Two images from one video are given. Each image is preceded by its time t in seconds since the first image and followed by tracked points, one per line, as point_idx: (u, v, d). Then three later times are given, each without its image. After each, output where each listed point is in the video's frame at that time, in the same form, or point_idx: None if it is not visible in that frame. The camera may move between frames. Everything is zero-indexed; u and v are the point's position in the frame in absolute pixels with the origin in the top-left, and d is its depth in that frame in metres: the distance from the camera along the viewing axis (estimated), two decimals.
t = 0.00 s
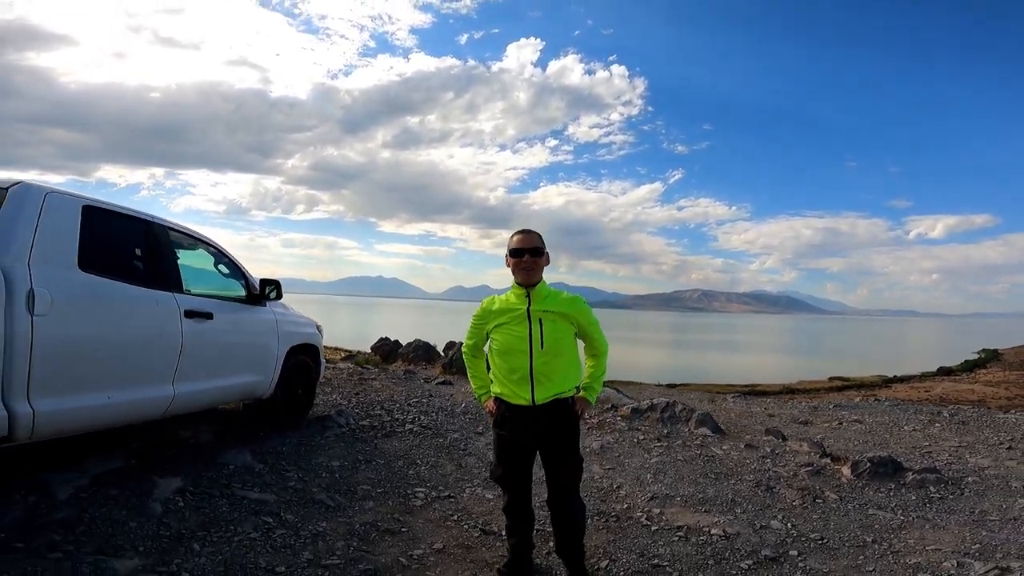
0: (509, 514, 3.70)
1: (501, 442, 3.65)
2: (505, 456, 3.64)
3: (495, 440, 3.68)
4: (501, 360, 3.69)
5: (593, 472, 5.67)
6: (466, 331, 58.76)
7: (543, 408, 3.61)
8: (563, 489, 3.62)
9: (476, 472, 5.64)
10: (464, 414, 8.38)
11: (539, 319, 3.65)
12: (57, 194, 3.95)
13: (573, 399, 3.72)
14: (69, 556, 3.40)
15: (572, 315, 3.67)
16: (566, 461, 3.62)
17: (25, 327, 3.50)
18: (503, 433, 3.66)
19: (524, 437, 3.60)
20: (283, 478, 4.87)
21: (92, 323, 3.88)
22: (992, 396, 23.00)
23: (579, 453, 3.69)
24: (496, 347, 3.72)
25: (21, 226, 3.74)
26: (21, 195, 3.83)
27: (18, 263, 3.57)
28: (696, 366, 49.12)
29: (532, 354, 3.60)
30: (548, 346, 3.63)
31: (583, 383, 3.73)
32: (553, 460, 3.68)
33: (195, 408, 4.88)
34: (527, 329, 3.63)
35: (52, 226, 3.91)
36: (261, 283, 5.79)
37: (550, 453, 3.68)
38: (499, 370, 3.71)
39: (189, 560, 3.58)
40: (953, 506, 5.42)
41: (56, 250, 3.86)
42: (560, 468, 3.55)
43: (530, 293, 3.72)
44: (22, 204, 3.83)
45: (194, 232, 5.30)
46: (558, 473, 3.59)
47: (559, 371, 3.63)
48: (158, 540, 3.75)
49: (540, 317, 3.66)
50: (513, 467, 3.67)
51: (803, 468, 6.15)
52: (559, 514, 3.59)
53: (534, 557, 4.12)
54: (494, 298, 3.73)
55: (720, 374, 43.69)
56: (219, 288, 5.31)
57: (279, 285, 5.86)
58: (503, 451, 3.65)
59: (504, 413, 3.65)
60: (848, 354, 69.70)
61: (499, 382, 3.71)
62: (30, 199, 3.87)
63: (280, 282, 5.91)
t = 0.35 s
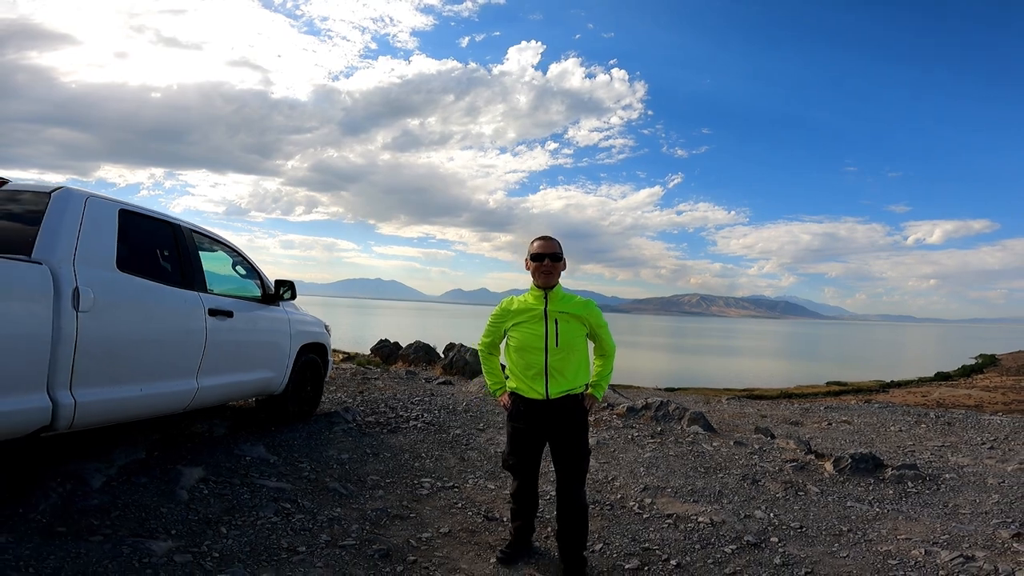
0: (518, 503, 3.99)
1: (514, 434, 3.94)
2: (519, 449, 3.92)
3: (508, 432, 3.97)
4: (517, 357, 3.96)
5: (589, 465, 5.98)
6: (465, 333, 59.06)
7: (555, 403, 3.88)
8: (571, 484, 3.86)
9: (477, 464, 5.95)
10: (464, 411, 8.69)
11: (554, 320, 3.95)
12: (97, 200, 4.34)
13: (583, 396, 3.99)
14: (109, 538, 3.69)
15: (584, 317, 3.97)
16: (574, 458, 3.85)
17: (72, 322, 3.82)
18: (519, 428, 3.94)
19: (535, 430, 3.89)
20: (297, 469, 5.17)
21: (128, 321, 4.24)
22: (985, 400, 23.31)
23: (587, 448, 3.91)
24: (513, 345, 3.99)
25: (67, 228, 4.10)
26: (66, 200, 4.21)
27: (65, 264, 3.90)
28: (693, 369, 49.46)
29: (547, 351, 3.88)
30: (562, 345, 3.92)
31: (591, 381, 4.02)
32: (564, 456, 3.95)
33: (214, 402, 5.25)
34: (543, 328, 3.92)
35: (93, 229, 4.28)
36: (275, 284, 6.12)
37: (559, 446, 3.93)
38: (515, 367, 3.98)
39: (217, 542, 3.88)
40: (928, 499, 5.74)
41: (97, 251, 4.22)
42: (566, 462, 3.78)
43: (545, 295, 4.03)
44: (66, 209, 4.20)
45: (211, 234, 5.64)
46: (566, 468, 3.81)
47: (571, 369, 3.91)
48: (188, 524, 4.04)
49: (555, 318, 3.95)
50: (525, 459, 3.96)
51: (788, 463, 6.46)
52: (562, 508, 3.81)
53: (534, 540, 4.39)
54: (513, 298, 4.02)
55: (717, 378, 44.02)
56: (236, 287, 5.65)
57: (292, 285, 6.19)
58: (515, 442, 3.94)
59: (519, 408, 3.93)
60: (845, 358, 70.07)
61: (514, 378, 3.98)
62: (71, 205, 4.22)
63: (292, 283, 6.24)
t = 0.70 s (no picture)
0: (508, 504, 4.14)
1: (516, 440, 4.08)
2: (520, 454, 4.05)
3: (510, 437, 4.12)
4: (525, 365, 4.11)
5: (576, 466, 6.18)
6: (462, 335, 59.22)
7: (557, 413, 4.01)
8: (565, 492, 4.02)
9: (469, 464, 6.16)
10: (458, 413, 8.88)
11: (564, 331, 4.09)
12: (107, 208, 4.56)
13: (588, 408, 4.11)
14: (115, 531, 3.88)
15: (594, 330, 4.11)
16: (573, 468, 4.01)
17: (83, 326, 4.05)
18: (521, 433, 4.08)
19: (536, 438, 4.04)
20: (294, 467, 5.37)
21: (135, 324, 4.46)
22: (974, 406, 23.58)
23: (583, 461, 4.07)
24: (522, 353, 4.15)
25: (78, 236, 4.32)
26: (77, 209, 4.43)
27: (77, 270, 4.13)
28: (688, 373, 49.72)
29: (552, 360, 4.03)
30: (569, 355, 4.06)
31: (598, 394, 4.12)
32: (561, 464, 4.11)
33: (214, 401, 5.46)
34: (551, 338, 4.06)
35: (103, 236, 4.50)
36: (274, 288, 6.32)
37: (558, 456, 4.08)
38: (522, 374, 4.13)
39: (217, 535, 4.07)
40: (901, 503, 5.96)
41: (107, 257, 4.45)
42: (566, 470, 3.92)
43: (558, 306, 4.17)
44: (77, 217, 4.43)
45: (212, 239, 5.83)
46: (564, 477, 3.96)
47: (577, 380, 4.04)
48: (189, 518, 4.24)
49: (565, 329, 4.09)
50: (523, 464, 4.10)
51: (769, 467, 6.68)
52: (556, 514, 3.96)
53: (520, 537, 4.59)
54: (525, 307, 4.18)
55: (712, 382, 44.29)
56: (237, 291, 5.85)
57: (292, 290, 6.40)
58: (517, 447, 4.08)
59: (523, 415, 4.07)
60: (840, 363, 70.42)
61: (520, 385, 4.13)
62: (82, 212, 4.44)
63: (291, 287, 6.45)
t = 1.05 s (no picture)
0: (481, 508, 4.14)
1: (494, 444, 4.08)
2: (496, 459, 4.06)
3: (489, 441, 4.12)
4: (508, 370, 4.12)
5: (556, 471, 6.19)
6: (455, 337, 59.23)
7: (535, 420, 4.00)
8: (538, 501, 4.00)
9: (448, 468, 6.17)
10: (443, 416, 8.89)
11: (550, 338, 4.06)
12: (84, 208, 4.57)
13: (569, 417, 4.08)
14: (80, 527, 3.88)
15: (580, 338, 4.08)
16: (547, 478, 3.98)
17: (56, 324, 4.07)
18: (499, 438, 4.08)
19: (514, 444, 4.02)
20: (270, 467, 5.37)
21: (110, 323, 4.47)
22: (963, 413, 23.72)
23: (560, 471, 4.03)
24: (506, 357, 4.15)
25: (54, 235, 4.34)
26: (54, 208, 4.46)
27: (51, 269, 4.15)
28: (681, 378, 49.83)
29: (535, 367, 4.02)
30: (553, 363, 4.04)
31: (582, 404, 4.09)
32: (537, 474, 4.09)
33: (192, 402, 5.46)
34: (536, 344, 4.06)
35: (80, 235, 4.52)
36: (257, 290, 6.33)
37: (535, 465, 4.05)
38: (504, 379, 4.14)
39: (184, 532, 4.07)
40: (876, 510, 6.00)
41: (83, 256, 4.46)
42: (538, 480, 3.89)
43: (546, 312, 4.14)
44: (54, 217, 4.44)
45: (194, 240, 5.85)
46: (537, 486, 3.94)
47: (558, 388, 4.02)
48: (157, 515, 4.24)
49: (551, 336, 4.07)
50: (499, 469, 4.11)
51: (748, 473, 6.71)
52: (525, 522, 3.94)
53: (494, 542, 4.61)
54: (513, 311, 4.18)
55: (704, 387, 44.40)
56: (218, 292, 5.86)
57: (274, 292, 6.41)
58: (494, 452, 4.07)
59: (502, 420, 4.07)
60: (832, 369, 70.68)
61: (502, 390, 4.14)
62: (59, 212, 4.46)
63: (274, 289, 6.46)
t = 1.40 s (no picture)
0: (461, 514, 4.08)
1: (476, 448, 4.04)
2: (477, 464, 4.01)
3: (471, 444, 4.06)
4: (490, 372, 4.08)
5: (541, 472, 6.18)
6: (448, 339, 59.17)
7: (518, 424, 3.98)
8: (520, 505, 3.98)
9: (433, 470, 6.16)
10: (431, 418, 8.85)
11: (534, 341, 4.04)
12: (62, 209, 4.55)
13: (552, 421, 4.08)
14: (55, 527, 3.84)
15: (565, 341, 4.07)
16: (530, 482, 3.95)
17: (31, 325, 4.05)
18: (482, 442, 4.03)
19: (496, 448, 3.98)
20: (252, 469, 5.34)
21: (88, 324, 4.44)
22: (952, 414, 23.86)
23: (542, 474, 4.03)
24: (489, 359, 4.11)
25: (32, 235, 4.31)
26: (32, 209, 4.43)
27: (27, 270, 4.13)
28: (673, 380, 49.90)
29: (519, 370, 3.99)
30: (537, 366, 4.02)
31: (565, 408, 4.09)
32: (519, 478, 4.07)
33: (172, 404, 5.42)
34: (521, 347, 4.02)
35: (59, 235, 4.49)
36: (240, 291, 6.31)
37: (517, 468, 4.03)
38: (486, 382, 4.10)
39: (161, 533, 4.03)
40: (860, 512, 6.01)
41: (60, 257, 4.43)
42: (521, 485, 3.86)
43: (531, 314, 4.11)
44: (32, 217, 4.41)
45: (176, 242, 5.82)
46: (520, 490, 3.92)
47: (542, 392, 4.00)
48: (134, 516, 4.20)
49: (535, 338, 4.04)
50: (480, 473, 4.06)
51: (734, 474, 6.72)
52: (508, 527, 3.91)
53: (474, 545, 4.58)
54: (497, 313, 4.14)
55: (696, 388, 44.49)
56: (201, 294, 5.83)
57: (257, 293, 6.39)
58: (476, 456, 4.02)
59: (485, 423, 4.03)
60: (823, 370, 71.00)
61: (484, 393, 4.09)
62: (37, 213, 4.43)
63: (257, 290, 6.43)
